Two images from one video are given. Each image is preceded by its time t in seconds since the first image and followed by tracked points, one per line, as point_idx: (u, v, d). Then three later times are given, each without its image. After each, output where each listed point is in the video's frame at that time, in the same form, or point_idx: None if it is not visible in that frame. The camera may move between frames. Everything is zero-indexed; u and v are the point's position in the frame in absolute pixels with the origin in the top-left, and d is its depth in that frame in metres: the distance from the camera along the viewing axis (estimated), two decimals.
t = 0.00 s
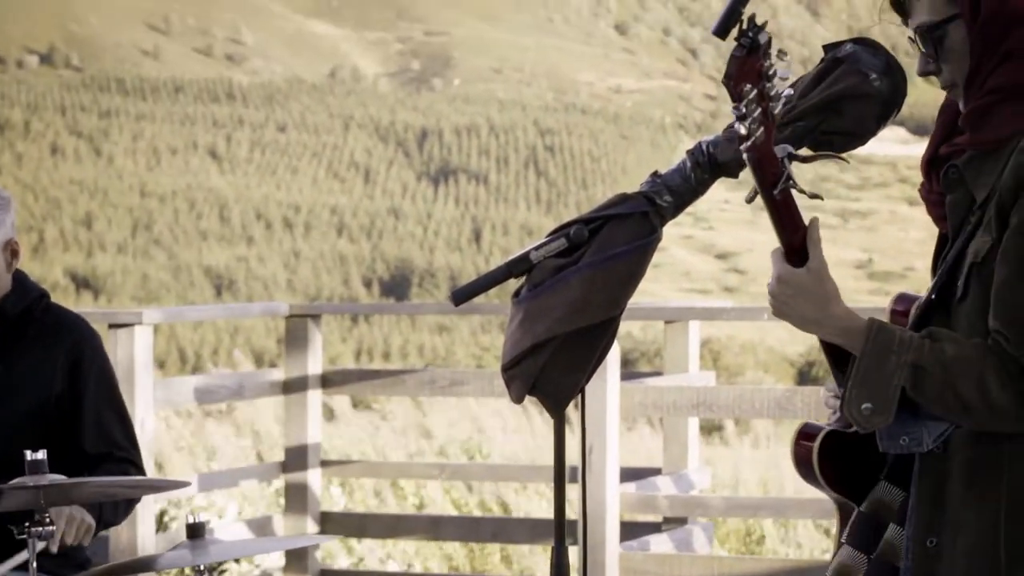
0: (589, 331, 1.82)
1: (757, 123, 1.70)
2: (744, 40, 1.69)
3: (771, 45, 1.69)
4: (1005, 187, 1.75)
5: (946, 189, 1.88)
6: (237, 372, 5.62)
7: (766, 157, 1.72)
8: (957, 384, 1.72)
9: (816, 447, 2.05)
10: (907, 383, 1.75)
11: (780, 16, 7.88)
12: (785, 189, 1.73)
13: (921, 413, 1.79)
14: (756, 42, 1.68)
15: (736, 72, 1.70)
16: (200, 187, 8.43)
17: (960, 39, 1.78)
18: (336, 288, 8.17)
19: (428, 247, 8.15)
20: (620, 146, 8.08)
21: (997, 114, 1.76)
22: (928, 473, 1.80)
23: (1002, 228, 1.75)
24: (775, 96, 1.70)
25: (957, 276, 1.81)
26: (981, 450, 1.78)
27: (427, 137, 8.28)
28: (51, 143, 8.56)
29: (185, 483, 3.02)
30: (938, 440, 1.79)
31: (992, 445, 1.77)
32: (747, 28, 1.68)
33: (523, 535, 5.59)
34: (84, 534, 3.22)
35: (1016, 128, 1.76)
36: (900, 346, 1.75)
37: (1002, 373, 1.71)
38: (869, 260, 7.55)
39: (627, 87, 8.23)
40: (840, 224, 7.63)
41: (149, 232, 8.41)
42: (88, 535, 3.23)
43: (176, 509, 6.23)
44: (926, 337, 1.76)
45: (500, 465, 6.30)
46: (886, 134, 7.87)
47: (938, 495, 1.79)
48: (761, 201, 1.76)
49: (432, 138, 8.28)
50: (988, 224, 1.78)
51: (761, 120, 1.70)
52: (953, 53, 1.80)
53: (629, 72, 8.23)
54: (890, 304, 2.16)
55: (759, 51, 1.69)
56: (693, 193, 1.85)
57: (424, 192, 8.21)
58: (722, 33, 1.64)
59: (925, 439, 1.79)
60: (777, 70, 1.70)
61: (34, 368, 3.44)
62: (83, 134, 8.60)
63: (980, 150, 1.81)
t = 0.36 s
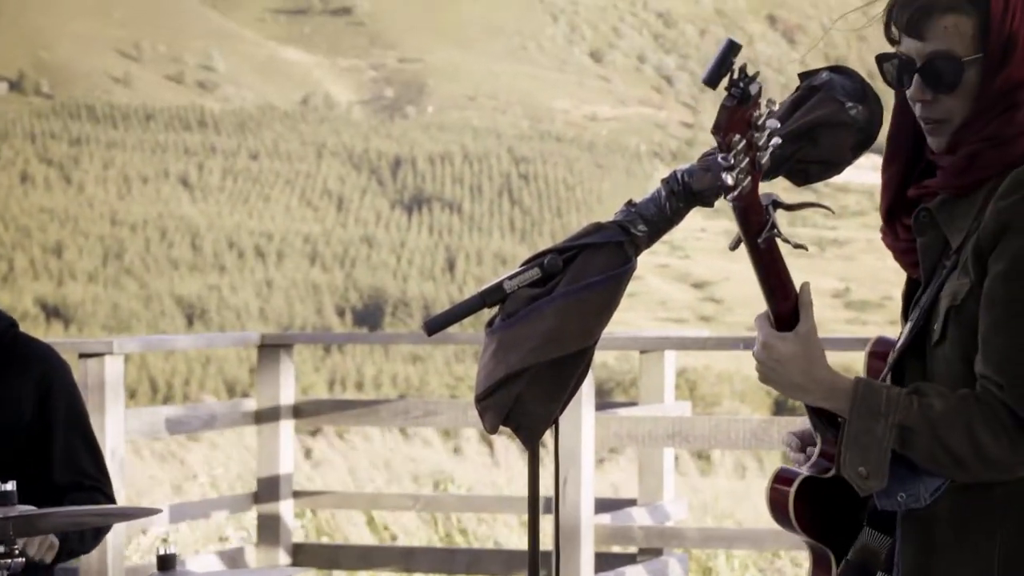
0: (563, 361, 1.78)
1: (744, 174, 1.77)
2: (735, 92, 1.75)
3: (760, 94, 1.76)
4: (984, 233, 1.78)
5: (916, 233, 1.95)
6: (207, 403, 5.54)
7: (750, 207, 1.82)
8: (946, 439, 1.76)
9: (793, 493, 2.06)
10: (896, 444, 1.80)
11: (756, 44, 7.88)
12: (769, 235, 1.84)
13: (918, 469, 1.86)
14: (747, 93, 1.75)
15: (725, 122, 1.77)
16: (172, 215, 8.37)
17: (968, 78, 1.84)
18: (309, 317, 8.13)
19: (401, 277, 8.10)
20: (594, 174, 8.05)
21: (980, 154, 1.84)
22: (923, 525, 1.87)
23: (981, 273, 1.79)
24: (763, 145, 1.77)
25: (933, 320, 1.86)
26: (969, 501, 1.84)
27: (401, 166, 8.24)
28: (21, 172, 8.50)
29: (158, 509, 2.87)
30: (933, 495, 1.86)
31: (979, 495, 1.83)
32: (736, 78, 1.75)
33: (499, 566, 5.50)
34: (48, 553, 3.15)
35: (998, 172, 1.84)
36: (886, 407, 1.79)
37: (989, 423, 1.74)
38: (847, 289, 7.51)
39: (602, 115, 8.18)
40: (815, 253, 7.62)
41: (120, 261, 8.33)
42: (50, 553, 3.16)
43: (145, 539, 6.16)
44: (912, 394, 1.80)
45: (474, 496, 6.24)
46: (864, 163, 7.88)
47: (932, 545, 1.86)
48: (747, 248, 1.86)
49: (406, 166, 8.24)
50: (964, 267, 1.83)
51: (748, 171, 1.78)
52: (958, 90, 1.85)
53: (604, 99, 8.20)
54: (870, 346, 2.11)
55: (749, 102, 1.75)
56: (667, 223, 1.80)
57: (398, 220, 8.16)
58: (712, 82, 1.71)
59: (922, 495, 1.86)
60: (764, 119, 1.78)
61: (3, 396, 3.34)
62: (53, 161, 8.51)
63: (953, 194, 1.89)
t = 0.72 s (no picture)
0: (535, 385, 1.76)
1: (713, 208, 1.75)
2: (703, 127, 1.73)
3: (727, 129, 1.73)
4: (952, 254, 1.77)
5: (880, 255, 1.94)
6: (176, 428, 5.47)
7: (720, 239, 1.79)
8: (915, 460, 1.73)
9: (767, 518, 2.01)
10: (866, 467, 1.77)
11: (727, 67, 7.95)
12: (739, 270, 1.81)
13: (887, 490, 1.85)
14: (715, 127, 1.73)
15: (694, 158, 1.74)
16: (141, 239, 8.32)
17: (931, 99, 1.84)
18: (278, 341, 8.09)
19: (371, 300, 8.08)
20: (564, 199, 8.05)
21: (943, 175, 1.83)
22: (893, 546, 1.84)
23: (948, 294, 1.78)
24: (731, 178, 1.74)
25: (899, 342, 1.85)
26: (938, 522, 1.82)
27: (371, 190, 8.23)
28: None
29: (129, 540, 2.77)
30: (902, 517, 1.84)
31: (951, 514, 1.81)
32: (705, 113, 1.73)
33: None
34: None
35: (961, 193, 1.83)
36: (854, 428, 1.77)
37: (958, 444, 1.71)
38: (818, 313, 7.54)
39: (572, 138, 8.20)
40: (786, 277, 7.60)
41: (89, 285, 8.26)
42: None
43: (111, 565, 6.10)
44: (879, 417, 1.78)
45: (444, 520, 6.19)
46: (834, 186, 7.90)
47: (901, 567, 1.83)
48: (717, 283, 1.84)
49: (376, 189, 8.24)
50: (930, 290, 1.81)
51: (717, 204, 1.75)
52: (920, 110, 1.85)
53: (575, 122, 8.21)
54: (838, 369, 2.11)
55: (718, 136, 1.73)
56: (638, 247, 1.79)
57: (368, 244, 8.15)
58: (680, 117, 1.68)
59: (890, 516, 1.84)
60: (732, 153, 1.75)
61: None
62: (21, 186, 8.47)
63: (916, 216, 1.87)
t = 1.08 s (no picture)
0: (500, 397, 1.75)
1: (666, 226, 1.74)
2: (652, 144, 1.75)
3: (677, 144, 1.76)
4: (907, 266, 1.77)
5: (835, 267, 1.93)
6: (142, 439, 5.42)
7: (674, 256, 1.76)
8: (858, 462, 1.71)
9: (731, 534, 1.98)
10: (809, 467, 1.74)
11: (695, 80, 8.09)
12: (693, 288, 1.77)
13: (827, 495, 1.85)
14: (665, 145, 1.75)
15: (645, 176, 1.75)
16: (108, 251, 8.25)
17: (872, 102, 1.84)
18: (244, 354, 8.06)
19: (337, 313, 8.06)
20: (532, 211, 8.06)
21: (891, 186, 1.84)
22: (842, 550, 1.84)
23: (902, 306, 1.78)
24: (683, 195, 1.75)
25: (856, 355, 1.84)
26: (889, 523, 1.81)
27: (338, 202, 8.23)
28: None
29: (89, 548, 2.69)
30: (843, 520, 1.84)
31: (903, 518, 1.81)
32: (654, 131, 1.74)
33: None
34: None
35: (910, 204, 1.83)
36: (796, 428, 1.75)
37: (901, 446, 1.70)
38: (784, 325, 7.57)
39: (540, 150, 8.20)
40: (753, 289, 7.65)
41: (54, 296, 8.17)
42: None
43: None
44: (822, 420, 1.76)
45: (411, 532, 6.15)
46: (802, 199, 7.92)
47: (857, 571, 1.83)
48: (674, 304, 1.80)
49: (343, 202, 8.24)
50: (885, 302, 1.80)
51: (670, 222, 1.74)
52: (848, 102, 1.84)
53: (542, 135, 8.21)
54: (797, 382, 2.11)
55: (666, 154, 1.75)
56: (603, 261, 1.77)
57: (335, 256, 8.14)
58: (629, 134, 1.70)
59: (831, 519, 1.84)
60: (682, 170, 1.76)
61: None
62: None
63: (871, 227, 1.87)
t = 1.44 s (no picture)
0: (461, 415, 1.65)
1: (631, 259, 1.66)
2: (617, 179, 1.66)
3: (642, 180, 1.67)
4: (872, 288, 1.70)
5: (802, 291, 1.86)
6: (107, 455, 5.32)
7: (640, 287, 1.69)
8: (823, 484, 1.64)
9: (698, 557, 1.88)
10: (774, 490, 1.68)
11: (662, 94, 8.12)
12: (659, 316, 1.71)
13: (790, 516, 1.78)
14: (629, 180, 1.66)
15: (608, 212, 1.66)
16: (74, 265, 8.20)
17: (833, 122, 1.77)
18: (211, 368, 8.00)
19: (305, 327, 8.04)
20: (499, 226, 8.05)
21: (856, 209, 1.77)
22: (805, 572, 1.75)
23: (870, 327, 1.70)
24: (649, 228, 1.66)
25: (823, 378, 1.77)
26: (854, 542, 1.72)
27: (305, 217, 8.21)
28: None
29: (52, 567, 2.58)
30: (808, 541, 1.77)
31: (868, 535, 1.72)
32: (619, 165, 1.66)
33: None
34: None
35: (874, 228, 1.76)
36: (761, 452, 1.69)
37: (865, 468, 1.63)
38: (752, 340, 7.57)
39: (507, 165, 8.21)
40: (721, 304, 7.68)
41: (21, 311, 8.11)
42: None
43: None
44: (786, 442, 1.69)
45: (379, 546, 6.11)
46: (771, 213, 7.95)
47: None
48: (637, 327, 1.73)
49: (311, 217, 8.21)
50: (853, 324, 1.73)
51: (634, 253, 1.66)
52: (807, 122, 1.77)
53: (509, 150, 8.22)
54: (764, 403, 2.04)
55: (631, 189, 1.66)
56: (570, 276, 1.68)
57: (302, 270, 8.13)
58: (594, 171, 1.62)
59: (796, 540, 1.77)
60: (650, 204, 1.67)
61: None
62: None
63: (837, 250, 1.80)
